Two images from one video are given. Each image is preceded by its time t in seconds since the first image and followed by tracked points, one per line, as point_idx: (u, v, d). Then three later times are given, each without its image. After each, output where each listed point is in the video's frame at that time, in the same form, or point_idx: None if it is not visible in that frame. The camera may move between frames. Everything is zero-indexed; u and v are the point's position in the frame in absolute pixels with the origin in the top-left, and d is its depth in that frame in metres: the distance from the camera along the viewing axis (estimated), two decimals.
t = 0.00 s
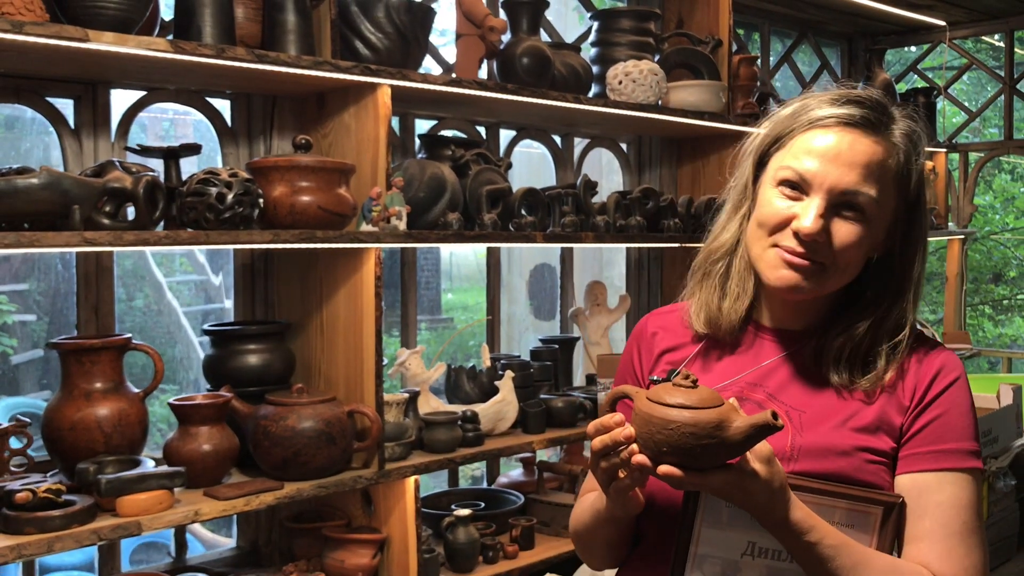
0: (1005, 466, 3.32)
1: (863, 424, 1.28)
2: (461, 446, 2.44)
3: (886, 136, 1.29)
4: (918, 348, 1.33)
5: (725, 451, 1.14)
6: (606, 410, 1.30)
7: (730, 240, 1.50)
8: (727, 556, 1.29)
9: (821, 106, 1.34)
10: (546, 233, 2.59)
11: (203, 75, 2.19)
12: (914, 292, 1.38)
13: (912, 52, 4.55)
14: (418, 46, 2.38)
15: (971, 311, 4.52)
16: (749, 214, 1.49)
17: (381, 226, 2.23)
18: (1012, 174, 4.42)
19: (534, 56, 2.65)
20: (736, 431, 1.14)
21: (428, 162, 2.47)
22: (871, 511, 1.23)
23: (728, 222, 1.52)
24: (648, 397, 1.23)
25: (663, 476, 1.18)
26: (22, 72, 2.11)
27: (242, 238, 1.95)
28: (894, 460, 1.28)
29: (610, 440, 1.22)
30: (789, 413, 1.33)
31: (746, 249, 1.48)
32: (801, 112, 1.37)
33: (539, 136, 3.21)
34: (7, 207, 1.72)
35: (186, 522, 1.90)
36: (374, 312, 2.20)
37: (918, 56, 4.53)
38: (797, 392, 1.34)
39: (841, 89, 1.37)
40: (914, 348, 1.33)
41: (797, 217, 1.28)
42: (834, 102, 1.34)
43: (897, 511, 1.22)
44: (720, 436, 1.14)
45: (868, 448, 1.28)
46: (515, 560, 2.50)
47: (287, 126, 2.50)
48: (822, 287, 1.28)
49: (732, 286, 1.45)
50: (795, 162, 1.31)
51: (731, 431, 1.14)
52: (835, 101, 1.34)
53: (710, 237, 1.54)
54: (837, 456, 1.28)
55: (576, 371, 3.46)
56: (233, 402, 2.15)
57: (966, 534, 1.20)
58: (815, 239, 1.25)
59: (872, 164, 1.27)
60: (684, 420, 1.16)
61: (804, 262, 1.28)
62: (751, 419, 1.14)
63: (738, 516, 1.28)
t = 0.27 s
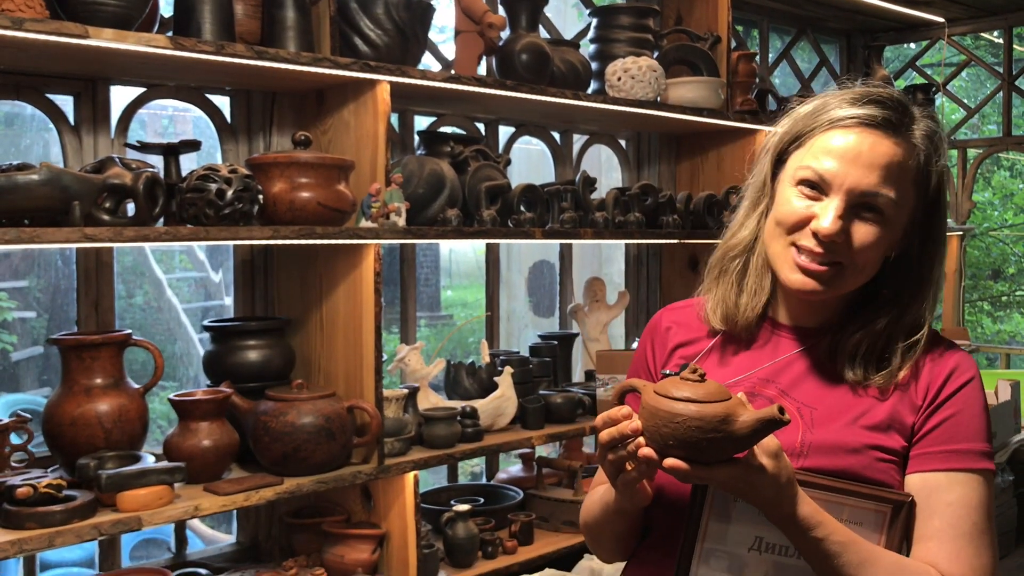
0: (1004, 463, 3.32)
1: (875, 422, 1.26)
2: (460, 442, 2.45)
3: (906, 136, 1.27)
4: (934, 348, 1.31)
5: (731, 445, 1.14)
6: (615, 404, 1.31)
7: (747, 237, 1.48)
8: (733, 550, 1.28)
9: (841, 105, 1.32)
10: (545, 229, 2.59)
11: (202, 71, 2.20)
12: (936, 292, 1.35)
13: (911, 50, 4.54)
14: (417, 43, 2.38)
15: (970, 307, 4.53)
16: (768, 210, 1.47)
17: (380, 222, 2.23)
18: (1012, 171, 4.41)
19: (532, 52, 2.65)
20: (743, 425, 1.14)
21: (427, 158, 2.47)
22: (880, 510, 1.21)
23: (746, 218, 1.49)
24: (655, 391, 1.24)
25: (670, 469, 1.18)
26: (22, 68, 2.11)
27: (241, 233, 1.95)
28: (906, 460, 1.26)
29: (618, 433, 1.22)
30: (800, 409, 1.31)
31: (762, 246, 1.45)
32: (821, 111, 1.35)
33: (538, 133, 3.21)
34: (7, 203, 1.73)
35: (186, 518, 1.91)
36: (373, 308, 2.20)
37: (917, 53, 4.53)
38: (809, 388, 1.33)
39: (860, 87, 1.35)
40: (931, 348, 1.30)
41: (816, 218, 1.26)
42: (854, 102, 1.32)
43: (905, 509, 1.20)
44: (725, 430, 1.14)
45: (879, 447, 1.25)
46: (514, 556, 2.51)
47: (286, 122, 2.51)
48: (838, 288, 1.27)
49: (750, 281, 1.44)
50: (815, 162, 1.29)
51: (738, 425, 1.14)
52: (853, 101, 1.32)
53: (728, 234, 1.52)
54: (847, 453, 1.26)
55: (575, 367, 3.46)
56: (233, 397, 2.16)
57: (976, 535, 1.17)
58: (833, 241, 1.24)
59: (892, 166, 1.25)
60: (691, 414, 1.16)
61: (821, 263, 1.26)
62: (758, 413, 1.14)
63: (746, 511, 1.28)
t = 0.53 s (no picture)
0: (1001, 458, 3.32)
1: (873, 412, 1.26)
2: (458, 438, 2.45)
3: (914, 134, 1.27)
4: (930, 339, 1.31)
5: (730, 437, 1.12)
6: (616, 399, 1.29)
7: (748, 234, 1.44)
8: (734, 542, 1.26)
9: (848, 102, 1.30)
10: (542, 226, 2.60)
11: (198, 68, 2.20)
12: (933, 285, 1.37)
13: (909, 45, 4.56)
14: (414, 39, 2.39)
15: (968, 303, 4.54)
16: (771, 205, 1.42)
17: (377, 219, 2.24)
18: (1011, 167, 4.42)
19: (529, 49, 2.65)
20: (743, 417, 1.11)
21: (425, 155, 2.47)
22: (879, 500, 1.20)
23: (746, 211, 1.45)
24: (656, 384, 1.22)
25: (672, 462, 1.15)
26: (18, 65, 2.11)
27: (238, 230, 1.95)
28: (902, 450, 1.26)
29: (619, 428, 1.19)
30: (798, 401, 1.31)
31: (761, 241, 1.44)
32: (827, 108, 1.33)
33: (536, 130, 3.21)
34: (4, 200, 1.73)
35: (184, 514, 1.92)
36: (371, 305, 2.20)
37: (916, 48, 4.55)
38: (807, 380, 1.32)
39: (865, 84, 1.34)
40: (926, 340, 1.31)
41: (827, 215, 1.25)
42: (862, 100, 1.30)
43: (904, 499, 1.20)
44: (726, 422, 1.12)
45: (877, 437, 1.25)
46: (512, 552, 2.52)
47: (283, 119, 2.51)
48: (847, 284, 1.27)
49: (750, 276, 1.41)
50: (826, 159, 1.28)
51: (737, 417, 1.12)
52: (861, 99, 1.30)
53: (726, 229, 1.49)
54: (845, 444, 1.26)
55: (573, 364, 3.46)
56: (231, 394, 2.16)
57: (973, 525, 1.18)
58: (847, 238, 1.23)
59: (902, 164, 1.25)
60: (690, 407, 1.14)
61: (833, 260, 1.26)
62: (757, 404, 1.11)
63: (746, 503, 1.26)
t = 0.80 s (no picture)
0: (993, 453, 3.33)
1: (847, 402, 1.27)
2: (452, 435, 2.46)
3: (881, 131, 1.28)
4: (900, 330, 1.33)
5: (715, 426, 1.14)
6: (599, 391, 1.30)
7: (721, 227, 1.46)
8: (714, 529, 1.26)
9: (817, 100, 1.31)
10: (536, 224, 2.60)
11: (191, 68, 2.21)
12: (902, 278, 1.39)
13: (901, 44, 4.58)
14: (407, 38, 2.39)
15: (962, 299, 4.56)
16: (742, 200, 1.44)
17: (370, 217, 2.24)
18: (1005, 165, 4.42)
19: (522, 47, 2.66)
20: (726, 406, 1.13)
21: (418, 153, 2.48)
22: (852, 487, 1.21)
23: (720, 208, 1.47)
24: (640, 375, 1.23)
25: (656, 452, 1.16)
26: (11, 65, 2.11)
27: (232, 229, 1.95)
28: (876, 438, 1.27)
29: (604, 418, 1.18)
30: (774, 391, 1.31)
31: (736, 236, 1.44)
32: (797, 106, 1.33)
33: (529, 128, 3.22)
34: None
35: (178, 512, 1.92)
36: (364, 304, 2.21)
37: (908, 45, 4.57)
38: (782, 371, 1.33)
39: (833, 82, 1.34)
40: (897, 330, 1.32)
41: (797, 211, 1.26)
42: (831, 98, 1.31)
43: (877, 486, 1.21)
44: (709, 412, 1.13)
45: (851, 425, 1.26)
46: (507, 549, 2.52)
47: (276, 118, 2.51)
48: (817, 278, 1.28)
49: (728, 271, 1.42)
50: (795, 156, 1.28)
51: (721, 407, 1.13)
52: (829, 96, 1.31)
53: (702, 225, 1.49)
54: (821, 433, 1.27)
55: (568, 362, 3.47)
56: (224, 393, 2.17)
57: (944, 509, 1.19)
58: (816, 233, 1.24)
59: (869, 161, 1.26)
60: (673, 396, 1.15)
61: (803, 255, 1.26)
62: (740, 394, 1.13)
63: (726, 491, 1.26)
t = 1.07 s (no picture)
0: (985, 450, 3.34)
1: (811, 394, 1.29)
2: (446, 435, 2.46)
3: (841, 133, 1.29)
4: (860, 323, 1.35)
5: (684, 421, 1.13)
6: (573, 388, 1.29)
7: (686, 225, 1.46)
8: (684, 519, 1.27)
9: (779, 103, 1.32)
10: (529, 224, 2.61)
11: (184, 70, 2.21)
12: (861, 273, 1.41)
13: (892, 44, 4.61)
14: (399, 40, 2.40)
15: (955, 298, 4.58)
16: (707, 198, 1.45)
17: (363, 218, 2.25)
18: (998, 163, 4.45)
19: (514, 48, 2.67)
20: (695, 401, 1.12)
21: (410, 154, 2.49)
22: (816, 476, 1.23)
23: (684, 207, 1.47)
24: (611, 372, 1.22)
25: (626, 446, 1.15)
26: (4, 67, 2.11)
27: (224, 230, 1.95)
28: (839, 428, 1.29)
29: (577, 414, 1.18)
30: (740, 385, 1.33)
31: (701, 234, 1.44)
32: (759, 108, 1.35)
33: (523, 128, 3.23)
34: None
35: (172, 513, 1.93)
36: (357, 305, 2.22)
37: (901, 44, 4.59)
38: (748, 365, 1.34)
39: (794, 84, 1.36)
40: (857, 324, 1.34)
41: (761, 210, 1.27)
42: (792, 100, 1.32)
43: (841, 474, 1.22)
44: (678, 407, 1.12)
45: (815, 417, 1.29)
46: (501, 548, 2.53)
47: (268, 120, 2.52)
48: (780, 274, 1.30)
49: (692, 267, 1.42)
50: (758, 156, 1.30)
51: (690, 402, 1.12)
52: (791, 99, 1.32)
53: (667, 223, 1.49)
54: (786, 424, 1.28)
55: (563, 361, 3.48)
56: (219, 394, 2.17)
57: (904, 496, 1.20)
58: (779, 231, 1.26)
59: (829, 162, 1.27)
60: (644, 392, 1.14)
61: (767, 253, 1.28)
62: (707, 389, 1.12)
63: (696, 482, 1.26)
